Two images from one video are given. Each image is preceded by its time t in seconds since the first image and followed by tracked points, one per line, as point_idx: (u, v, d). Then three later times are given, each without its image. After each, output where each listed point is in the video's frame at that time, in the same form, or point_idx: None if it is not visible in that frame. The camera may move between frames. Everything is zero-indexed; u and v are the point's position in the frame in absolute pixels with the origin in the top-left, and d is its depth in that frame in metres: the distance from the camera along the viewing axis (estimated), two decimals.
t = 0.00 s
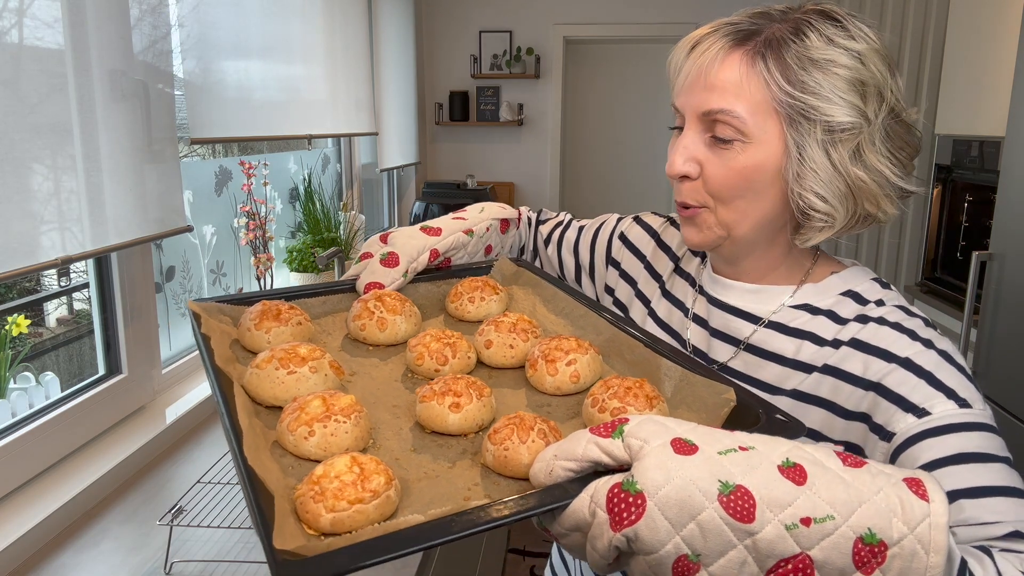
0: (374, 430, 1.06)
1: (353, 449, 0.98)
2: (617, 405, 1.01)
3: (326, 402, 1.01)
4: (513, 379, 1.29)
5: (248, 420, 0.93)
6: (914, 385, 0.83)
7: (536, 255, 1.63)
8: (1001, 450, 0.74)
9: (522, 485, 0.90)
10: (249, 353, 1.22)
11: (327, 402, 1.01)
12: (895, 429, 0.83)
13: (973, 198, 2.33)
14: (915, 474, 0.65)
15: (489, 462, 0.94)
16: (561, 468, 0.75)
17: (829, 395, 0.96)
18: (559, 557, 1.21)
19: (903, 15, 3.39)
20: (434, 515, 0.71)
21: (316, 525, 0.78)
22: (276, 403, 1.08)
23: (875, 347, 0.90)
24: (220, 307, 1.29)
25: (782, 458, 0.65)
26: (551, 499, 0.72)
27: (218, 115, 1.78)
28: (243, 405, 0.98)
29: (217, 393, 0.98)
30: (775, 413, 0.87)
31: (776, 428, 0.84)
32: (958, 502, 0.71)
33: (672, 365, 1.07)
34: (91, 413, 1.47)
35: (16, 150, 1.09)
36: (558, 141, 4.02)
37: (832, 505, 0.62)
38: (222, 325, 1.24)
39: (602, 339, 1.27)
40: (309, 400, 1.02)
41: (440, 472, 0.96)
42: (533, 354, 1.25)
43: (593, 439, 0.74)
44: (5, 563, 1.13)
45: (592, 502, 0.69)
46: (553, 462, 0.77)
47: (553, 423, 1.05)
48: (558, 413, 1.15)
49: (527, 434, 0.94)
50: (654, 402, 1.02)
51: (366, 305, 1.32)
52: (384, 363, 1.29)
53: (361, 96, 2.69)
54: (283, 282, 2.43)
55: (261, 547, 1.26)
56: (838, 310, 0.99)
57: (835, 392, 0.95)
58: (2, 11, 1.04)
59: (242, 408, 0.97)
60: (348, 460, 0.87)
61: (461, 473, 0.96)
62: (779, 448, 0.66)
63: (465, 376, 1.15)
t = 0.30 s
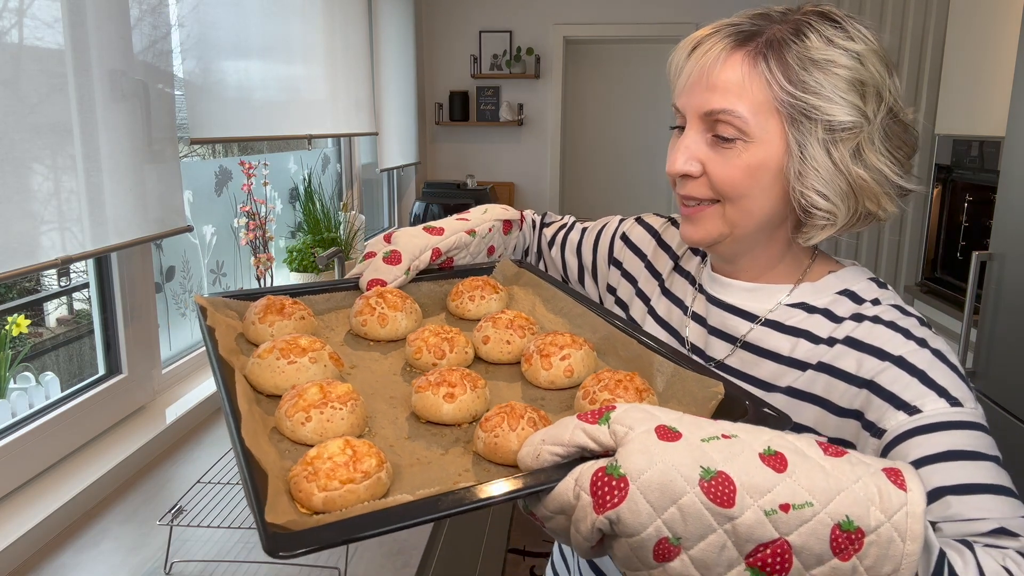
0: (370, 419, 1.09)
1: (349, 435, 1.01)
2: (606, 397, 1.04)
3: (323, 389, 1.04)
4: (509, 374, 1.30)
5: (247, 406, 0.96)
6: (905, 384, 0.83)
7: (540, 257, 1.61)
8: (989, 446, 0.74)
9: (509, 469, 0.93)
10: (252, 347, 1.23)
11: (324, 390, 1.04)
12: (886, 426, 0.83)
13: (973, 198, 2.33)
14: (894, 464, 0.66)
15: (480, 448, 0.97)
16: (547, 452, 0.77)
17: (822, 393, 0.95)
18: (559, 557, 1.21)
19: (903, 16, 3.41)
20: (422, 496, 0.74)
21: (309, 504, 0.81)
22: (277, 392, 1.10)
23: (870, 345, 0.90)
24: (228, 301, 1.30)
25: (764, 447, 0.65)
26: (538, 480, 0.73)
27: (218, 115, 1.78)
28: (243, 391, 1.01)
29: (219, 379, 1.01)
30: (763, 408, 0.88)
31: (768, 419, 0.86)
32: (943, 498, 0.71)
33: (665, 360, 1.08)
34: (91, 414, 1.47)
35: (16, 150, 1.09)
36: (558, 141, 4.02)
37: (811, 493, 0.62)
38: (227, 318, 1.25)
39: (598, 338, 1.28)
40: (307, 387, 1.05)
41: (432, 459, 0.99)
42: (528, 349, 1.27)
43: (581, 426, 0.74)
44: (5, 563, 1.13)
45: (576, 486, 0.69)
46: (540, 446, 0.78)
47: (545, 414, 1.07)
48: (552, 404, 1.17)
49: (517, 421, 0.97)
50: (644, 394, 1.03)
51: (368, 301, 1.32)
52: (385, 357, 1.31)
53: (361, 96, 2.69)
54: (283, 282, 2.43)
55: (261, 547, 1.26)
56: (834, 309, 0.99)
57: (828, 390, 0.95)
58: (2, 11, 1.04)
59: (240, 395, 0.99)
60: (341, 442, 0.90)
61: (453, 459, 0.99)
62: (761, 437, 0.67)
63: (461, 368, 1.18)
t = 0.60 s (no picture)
0: (363, 413, 1.10)
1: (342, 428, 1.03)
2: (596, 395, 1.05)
3: (318, 382, 1.05)
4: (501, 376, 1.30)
5: (242, 398, 0.98)
6: (892, 374, 0.82)
7: (534, 266, 1.59)
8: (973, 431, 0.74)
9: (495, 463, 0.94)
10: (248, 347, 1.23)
11: (319, 383, 1.05)
12: (873, 417, 0.83)
13: (973, 198, 2.33)
14: (876, 453, 0.66)
15: (471, 441, 0.99)
16: (537, 437, 0.76)
17: (811, 384, 0.95)
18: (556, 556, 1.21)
19: (903, 18, 3.43)
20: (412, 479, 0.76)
21: (301, 490, 0.83)
22: (271, 387, 1.11)
23: (857, 337, 0.89)
24: (226, 304, 1.31)
25: (750, 436, 0.66)
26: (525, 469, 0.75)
27: (218, 116, 1.78)
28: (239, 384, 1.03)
29: (214, 373, 1.02)
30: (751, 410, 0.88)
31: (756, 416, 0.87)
32: (930, 486, 0.71)
33: (654, 362, 1.09)
34: (91, 414, 1.48)
35: (16, 150, 1.09)
36: (558, 141, 4.02)
37: (796, 480, 0.62)
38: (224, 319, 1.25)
39: (590, 342, 1.28)
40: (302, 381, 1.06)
41: (423, 451, 1.01)
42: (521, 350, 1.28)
43: (573, 415, 0.74)
44: (5, 564, 1.13)
45: (567, 474, 0.69)
46: (529, 430, 0.78)
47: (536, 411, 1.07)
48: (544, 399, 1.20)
49: (508, 415, 0.98)
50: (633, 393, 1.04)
51: (363, 305, 1.33)
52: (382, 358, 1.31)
53: (361, 96, 2.69)
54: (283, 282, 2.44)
55: (261, 547, 1.26)
56: (821, 301, 0.99)
57: (816, 382, 0.94)
58: (2, 11, 1.04)
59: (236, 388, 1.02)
60: (334, 431, 0.92)
61: (445, 451, 1.01)
62: (747, 427, 0.67)
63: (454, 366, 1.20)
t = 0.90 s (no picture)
0: (353, 409, 1.11)
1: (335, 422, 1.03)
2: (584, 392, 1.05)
3: (310, 376, 1.06)
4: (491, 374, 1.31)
5: (235, 392, 0.99)
6: (874, 370, 0.83)
7: (522, 272, 1.59)
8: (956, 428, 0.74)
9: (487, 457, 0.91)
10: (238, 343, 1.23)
11: (310, 377, 1.06)
12: (856, 412, 0.83)
13: (973, 198, 2.35)
14: (855, 447, 0.67)
15: (463, 437, 0.98)
16: (528, 427, 0.75)
17: (796, 380, 0.96)
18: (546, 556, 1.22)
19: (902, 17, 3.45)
20: (404, 473, 0.77)
21: (293, 480, 0.84)
22: (262, 382, 1.11)
23: (842, 333, 0.90)
24: (215, 301, 1.31)
25: (735, 433, 0.66)
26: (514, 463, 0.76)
27: (218, 116, 1.78)
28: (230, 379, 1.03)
29: (206, 371, 1.02)
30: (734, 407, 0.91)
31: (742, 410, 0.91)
32: (911, 480, 0.72)
33: (642, 361, 1.09)
34: (91, 414, 1.47)
35: (16, 150, 1.09)
36: (558, 141, 4.02)
37: (779, 475, 0.63)
38: (216, 317, 1.26)
39: (578, 342, 1.28)
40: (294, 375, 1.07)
41: (414, 445, 1.02)
42: (510, 348, 1.29)
43: (564, 408, 0.73)
44: (5, 563, 1.13)
45: (558, 466, 0.68)
46: (519, 418, 0.76)
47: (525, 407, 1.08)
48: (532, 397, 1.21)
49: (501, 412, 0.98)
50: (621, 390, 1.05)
51: (353, 304, 1.33)
52: (370, 356, 1.31)
53: (361, 96, 2.69)
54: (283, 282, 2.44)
55: (261, 547, 1.25)
56: (805, 298, 0.99)
57: (801, 377, 0.95)
58: (2, 11, 1.04)
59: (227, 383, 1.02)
60: (327, 423, 0.93)
61: (437, 445, 1.02)
62: (732, 423, 0.68)
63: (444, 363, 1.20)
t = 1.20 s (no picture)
0: (341, 416, 1.11)
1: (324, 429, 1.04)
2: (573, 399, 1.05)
3: (298, 384, 1.06)
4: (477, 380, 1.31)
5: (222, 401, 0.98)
6: (855, 365, 0.84)
7: (502, 277, 1.60)
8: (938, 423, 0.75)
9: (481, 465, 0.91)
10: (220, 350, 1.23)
11: (299, 385, 1.06)
12: (837, 407, 0.84)
13: (973, 198, 2.34)
14: (840, 445, 0.68)
15: (455, 444, 0.98)
16: (523, 431, 0.73)
17: (778, 377, 0.95)
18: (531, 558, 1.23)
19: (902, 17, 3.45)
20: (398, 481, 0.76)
21: (286, 488, 0.83)
22: (249, 390, 1.11)
23: (822, 329, 0.91)
24: (195, 308, 1.31)
25: (725, 435, 0.67)
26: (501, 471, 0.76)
27: (218, 116, 1.78)
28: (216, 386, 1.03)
29: (192, 379, 1.01)
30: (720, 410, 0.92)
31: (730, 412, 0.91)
32: (894, 475, 0.72)
33: (628, 367, 1.10)
34: (91, 414, 1.47)
35: (16, 150, 1.09)
36: (558, 141, 4.02)
37: (769, 475, 0.63)
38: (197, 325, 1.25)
39: (562, 348, 1.28)
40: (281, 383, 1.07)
41: (405, 453, 1.02)
42: (497, 355, 1.29)
43: (559, 414, 0.72)
44: (5, 563, 1.13)
45: (552, 473, 0.69)
46: (513, 421, 0.74)
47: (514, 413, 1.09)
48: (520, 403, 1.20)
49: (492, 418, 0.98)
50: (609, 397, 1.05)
51: (337, 310, 1.34)
52: (353, 363, 1.32)
53: (361, 96, 2.69)
54: (283, 282, 2.45)
55: (259, 547, 1.25)
56: (784, 295, 1.00)
57: (783, 374, 0.95)
58: (2, 11, 1.04)
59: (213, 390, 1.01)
60: (319, 430, 0.93)
61: (426, 453, 1.02)
62: (721, 425, 0.68)
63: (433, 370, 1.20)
